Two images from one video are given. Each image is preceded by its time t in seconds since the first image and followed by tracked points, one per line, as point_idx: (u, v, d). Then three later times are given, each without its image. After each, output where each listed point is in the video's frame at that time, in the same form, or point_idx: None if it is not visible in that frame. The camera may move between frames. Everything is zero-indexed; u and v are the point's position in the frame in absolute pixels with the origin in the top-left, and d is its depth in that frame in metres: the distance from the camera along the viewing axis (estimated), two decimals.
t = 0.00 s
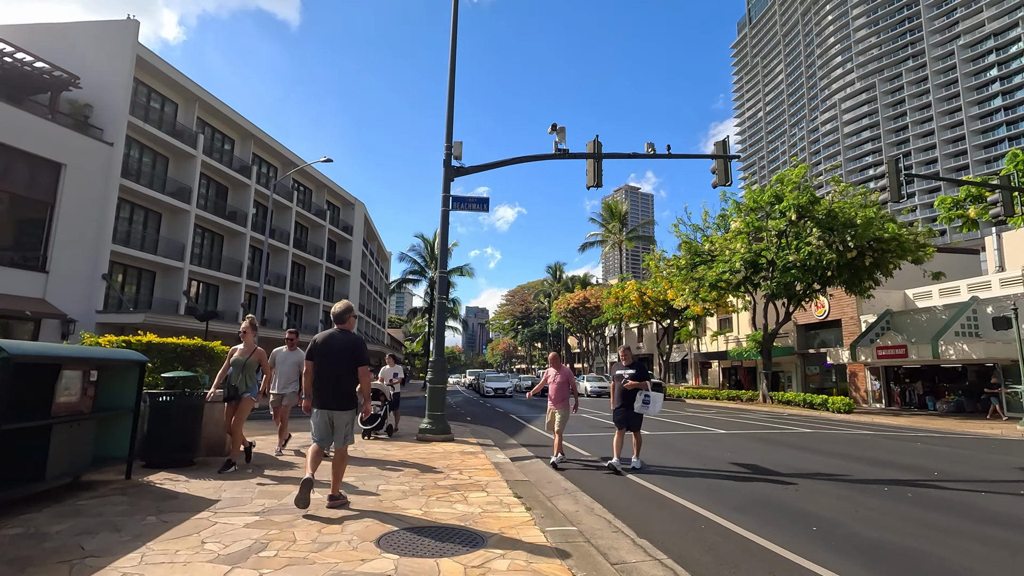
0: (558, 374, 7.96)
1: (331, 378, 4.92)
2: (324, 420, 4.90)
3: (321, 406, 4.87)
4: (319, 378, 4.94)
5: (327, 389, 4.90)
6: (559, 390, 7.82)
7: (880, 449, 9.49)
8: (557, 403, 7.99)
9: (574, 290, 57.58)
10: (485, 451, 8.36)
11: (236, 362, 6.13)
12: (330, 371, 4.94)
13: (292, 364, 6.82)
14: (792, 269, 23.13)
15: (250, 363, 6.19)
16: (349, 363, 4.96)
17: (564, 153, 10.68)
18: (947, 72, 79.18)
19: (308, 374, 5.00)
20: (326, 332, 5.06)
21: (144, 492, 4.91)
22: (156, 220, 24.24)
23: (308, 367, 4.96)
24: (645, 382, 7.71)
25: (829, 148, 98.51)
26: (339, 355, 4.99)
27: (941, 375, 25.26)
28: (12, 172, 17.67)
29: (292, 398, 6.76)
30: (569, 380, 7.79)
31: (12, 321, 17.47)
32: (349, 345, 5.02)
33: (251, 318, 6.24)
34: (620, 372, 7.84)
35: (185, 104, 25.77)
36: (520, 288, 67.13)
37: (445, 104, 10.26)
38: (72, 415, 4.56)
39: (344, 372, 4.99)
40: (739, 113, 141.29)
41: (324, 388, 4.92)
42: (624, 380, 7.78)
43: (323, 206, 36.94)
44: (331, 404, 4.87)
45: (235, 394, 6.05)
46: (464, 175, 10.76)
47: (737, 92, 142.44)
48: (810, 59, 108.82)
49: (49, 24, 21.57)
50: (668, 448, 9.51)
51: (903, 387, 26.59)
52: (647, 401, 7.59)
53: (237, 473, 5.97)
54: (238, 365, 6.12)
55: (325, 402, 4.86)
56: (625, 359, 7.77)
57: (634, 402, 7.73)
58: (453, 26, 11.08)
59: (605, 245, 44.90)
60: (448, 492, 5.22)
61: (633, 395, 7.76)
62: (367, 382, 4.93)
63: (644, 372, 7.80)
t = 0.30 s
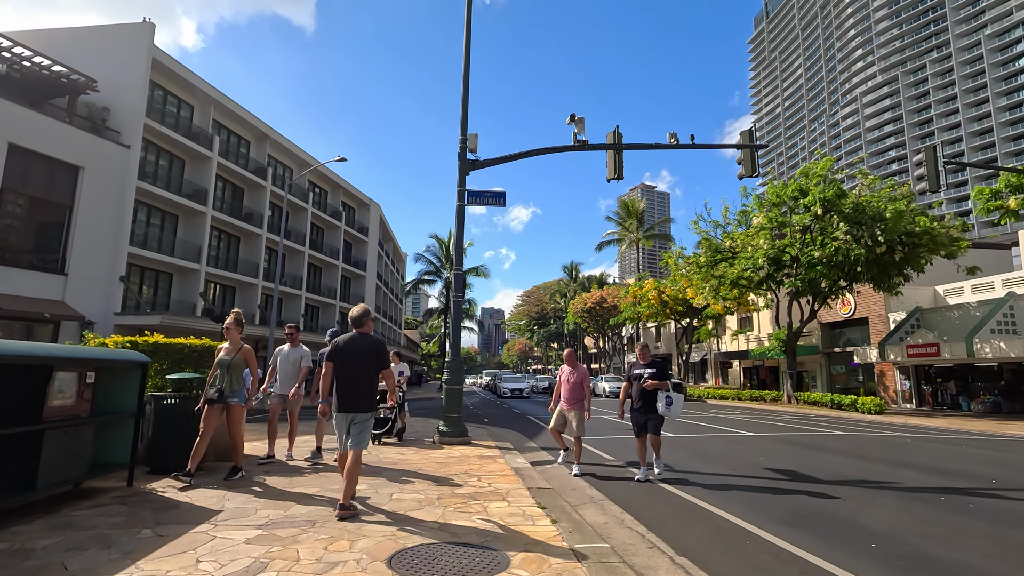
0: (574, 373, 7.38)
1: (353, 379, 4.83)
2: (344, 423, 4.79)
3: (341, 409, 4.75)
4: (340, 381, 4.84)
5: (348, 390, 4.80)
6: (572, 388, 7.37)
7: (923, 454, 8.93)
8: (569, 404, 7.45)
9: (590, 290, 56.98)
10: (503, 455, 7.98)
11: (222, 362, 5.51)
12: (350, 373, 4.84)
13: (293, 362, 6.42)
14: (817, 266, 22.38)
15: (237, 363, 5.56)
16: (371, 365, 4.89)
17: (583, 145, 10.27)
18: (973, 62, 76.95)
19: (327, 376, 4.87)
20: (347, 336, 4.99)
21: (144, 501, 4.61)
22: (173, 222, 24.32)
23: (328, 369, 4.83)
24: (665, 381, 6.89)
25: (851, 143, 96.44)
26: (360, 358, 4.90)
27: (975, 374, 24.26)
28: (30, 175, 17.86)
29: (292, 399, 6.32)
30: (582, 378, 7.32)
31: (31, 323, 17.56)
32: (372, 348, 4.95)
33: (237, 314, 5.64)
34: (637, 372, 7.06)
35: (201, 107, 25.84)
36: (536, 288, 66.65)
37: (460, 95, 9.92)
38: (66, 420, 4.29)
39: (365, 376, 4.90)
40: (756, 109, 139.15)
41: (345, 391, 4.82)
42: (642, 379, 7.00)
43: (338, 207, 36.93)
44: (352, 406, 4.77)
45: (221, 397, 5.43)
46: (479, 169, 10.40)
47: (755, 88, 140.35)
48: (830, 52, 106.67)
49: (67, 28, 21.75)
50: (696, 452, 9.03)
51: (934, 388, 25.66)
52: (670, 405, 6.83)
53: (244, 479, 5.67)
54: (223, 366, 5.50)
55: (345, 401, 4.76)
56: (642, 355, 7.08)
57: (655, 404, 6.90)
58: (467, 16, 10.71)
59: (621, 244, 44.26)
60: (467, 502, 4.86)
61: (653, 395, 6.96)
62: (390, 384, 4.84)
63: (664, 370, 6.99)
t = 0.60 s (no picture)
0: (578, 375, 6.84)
1: (364, 381, 4.59)
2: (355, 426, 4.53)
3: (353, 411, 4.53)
4: (351, 383, 4.61)
5: (360, 391, 4.56)
6: (576, 393, 6.80)
7: (974, 460, 8.29)
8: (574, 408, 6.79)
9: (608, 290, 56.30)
10: (521, 462, 7.54)
11: (190, 362, 4.86)
12: (362, 375, 4.60)
13: (282, 363, 5.90)
14: (845, 262, 21.56)
15: (209, 362, 4.89)
16: (382, 366, 4.63)
17: (602, 135, 9.79)
18: (1002, 53, 74.53)
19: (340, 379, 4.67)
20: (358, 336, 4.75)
21: (134, 515, 4.27)
22: (189, 224, 24.36)
23: (340, 371, 4.66)
24: (693, 387, 5.93)
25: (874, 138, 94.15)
26: (371, 359, 4.64)
27: (1013, 374, 23.20)
28: (47, 178, 17.90)
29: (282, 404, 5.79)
30: (587, 381, 6.77)
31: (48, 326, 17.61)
32: (382, 348, 4.69)
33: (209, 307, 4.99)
34: (660, 375, 6.10)
35: (216, 109, 25.87)
36: (552, 289, 66.06)
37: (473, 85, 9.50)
38: (45, 428, 3.96)
39: (377, 377, 4.64)
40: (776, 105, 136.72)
41: (356, 392, 4.57)
42: (666, 384, 6.01)
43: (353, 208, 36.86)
44: (364, 409, 4.52)
45: (188, 401, 4.78)
46: (494, 162, 9.98)
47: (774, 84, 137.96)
48: (851, 45, 104.29)
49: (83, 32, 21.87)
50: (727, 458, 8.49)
51: (970, 388, 24.60)
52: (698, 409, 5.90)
53: (245, 489, 5.31)
54: (193, 365, 4.85)
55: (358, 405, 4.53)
56: (666, 357, 6.11)
57: (682, 410, 5.96)
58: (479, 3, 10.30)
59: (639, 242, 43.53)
60: (482, 517, 4.43)
61: (680, 404, 5.98)
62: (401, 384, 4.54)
63: (691, 374, 6.00)
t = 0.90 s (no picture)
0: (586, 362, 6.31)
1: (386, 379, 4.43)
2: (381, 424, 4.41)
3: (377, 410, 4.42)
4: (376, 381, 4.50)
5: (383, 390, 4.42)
6: (584, 381, 6.29)
7: None
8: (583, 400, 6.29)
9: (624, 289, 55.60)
10: (543, 465, 7.13)
11: (162, 359, 4.24)
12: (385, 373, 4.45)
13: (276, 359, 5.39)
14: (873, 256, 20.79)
15: (183, 360, 4.28)
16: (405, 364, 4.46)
17: (623, 123, 9.36)
18: None
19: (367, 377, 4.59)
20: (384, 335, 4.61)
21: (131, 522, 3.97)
22: (204, 225, 24.37)
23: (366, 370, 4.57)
24: (728, 382, 5.47)
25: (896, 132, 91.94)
26: (393, 357, 4.47)
27: None
28: (63, 179, 17.91)
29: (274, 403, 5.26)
30: (594, 369, 6.23)
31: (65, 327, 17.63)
32: (405, 347, 4.50)
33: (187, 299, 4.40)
34: (692, 369, 5.66)
35: (230, 109, 25.86)
36: (567, 288, 65.44)
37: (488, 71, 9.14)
38: (32, 428, 3.66)
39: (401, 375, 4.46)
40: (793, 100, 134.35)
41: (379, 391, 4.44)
42: (699, 379, 5.56)
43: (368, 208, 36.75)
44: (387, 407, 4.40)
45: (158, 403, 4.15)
46: (510, 152, 9.60)
47: (791, 79, 135.61)
48: (872, 38, 102.04)
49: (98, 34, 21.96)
50: (760, 460, 8.00)
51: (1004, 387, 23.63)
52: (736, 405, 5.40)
53: (251, 493, 5.00)
54: (165, 363, 4.23)
55: (379, 405, 4.39)
56: (699, 351, 5.71)
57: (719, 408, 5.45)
58: None
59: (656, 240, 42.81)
60: (504, 527, 4.05)
61: (715, 401, 5.52)
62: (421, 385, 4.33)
63: (727, 368, 5.54)
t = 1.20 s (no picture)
0: (601, 361, 5.90)
1: (410, 381, 4.16)
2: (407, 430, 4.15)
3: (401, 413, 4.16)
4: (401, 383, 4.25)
5: (408, 392, 4.15)
6: (595, 382, 5.88)
7: None
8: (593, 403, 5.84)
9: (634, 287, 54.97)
10: (561, 473, 6.73)
11: (116, 359, 3.69)
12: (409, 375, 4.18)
13: (257, 362, 4.93)
14: (894, 252, 20.14)
15: (139, 360, 3.72)
16: (432, 366, 4.16)
17: (640, 112, 8.92)
18: None
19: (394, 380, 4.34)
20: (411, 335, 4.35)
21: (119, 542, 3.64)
22: (211, 224, 24.15)
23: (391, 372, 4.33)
24: (765, 388, 5.02)
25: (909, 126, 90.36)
26: (418, 359, 4.19)
27: None
28: (68, 178, 17.72)
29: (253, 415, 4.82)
30: (608, 368, 5.84)
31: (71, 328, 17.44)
32: (431, 347, 4.22)
33: (141, 288, 3.84)
34: (722, 375, 5.19)
35: (236, 108, 25.62)
36: (576, 287, 64.85)
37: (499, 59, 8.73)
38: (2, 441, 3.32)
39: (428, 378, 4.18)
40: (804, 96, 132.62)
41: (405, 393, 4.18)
42: (732, 386, 5.09)
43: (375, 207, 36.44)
44: (412, 410, 4.13)
45: (110, 412, 3.58)
46: (523, 144, 9.20)
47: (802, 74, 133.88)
48: (885, 32, 100.38)
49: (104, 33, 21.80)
50: (790, 467, 7.55)
51: None
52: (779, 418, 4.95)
53: (251, 506, 4.64)
54: (118, 363, 3.68)
55: (406, 408, 4.14)
56: (729, 354, 5.26)
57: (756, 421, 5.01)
58: None
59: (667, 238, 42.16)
60: (526, 549, 3.65)
61: (748, 412, 5.01)
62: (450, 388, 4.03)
63: (762, 373, 5.09)
